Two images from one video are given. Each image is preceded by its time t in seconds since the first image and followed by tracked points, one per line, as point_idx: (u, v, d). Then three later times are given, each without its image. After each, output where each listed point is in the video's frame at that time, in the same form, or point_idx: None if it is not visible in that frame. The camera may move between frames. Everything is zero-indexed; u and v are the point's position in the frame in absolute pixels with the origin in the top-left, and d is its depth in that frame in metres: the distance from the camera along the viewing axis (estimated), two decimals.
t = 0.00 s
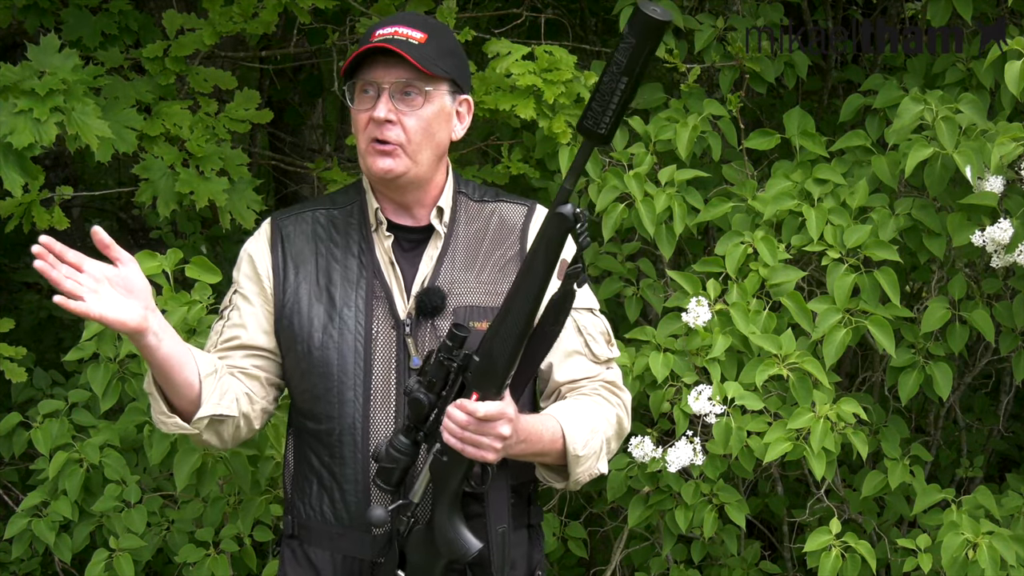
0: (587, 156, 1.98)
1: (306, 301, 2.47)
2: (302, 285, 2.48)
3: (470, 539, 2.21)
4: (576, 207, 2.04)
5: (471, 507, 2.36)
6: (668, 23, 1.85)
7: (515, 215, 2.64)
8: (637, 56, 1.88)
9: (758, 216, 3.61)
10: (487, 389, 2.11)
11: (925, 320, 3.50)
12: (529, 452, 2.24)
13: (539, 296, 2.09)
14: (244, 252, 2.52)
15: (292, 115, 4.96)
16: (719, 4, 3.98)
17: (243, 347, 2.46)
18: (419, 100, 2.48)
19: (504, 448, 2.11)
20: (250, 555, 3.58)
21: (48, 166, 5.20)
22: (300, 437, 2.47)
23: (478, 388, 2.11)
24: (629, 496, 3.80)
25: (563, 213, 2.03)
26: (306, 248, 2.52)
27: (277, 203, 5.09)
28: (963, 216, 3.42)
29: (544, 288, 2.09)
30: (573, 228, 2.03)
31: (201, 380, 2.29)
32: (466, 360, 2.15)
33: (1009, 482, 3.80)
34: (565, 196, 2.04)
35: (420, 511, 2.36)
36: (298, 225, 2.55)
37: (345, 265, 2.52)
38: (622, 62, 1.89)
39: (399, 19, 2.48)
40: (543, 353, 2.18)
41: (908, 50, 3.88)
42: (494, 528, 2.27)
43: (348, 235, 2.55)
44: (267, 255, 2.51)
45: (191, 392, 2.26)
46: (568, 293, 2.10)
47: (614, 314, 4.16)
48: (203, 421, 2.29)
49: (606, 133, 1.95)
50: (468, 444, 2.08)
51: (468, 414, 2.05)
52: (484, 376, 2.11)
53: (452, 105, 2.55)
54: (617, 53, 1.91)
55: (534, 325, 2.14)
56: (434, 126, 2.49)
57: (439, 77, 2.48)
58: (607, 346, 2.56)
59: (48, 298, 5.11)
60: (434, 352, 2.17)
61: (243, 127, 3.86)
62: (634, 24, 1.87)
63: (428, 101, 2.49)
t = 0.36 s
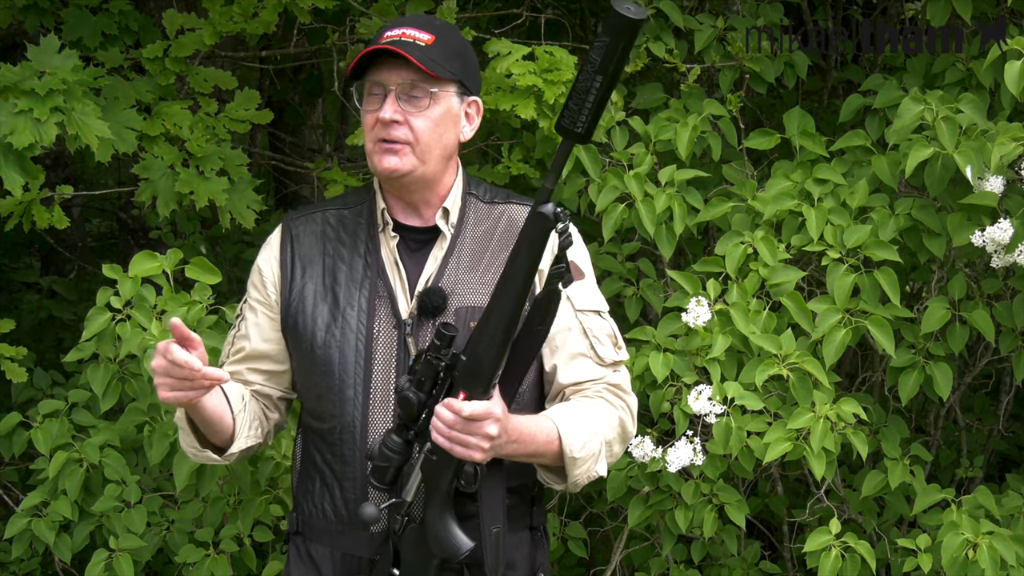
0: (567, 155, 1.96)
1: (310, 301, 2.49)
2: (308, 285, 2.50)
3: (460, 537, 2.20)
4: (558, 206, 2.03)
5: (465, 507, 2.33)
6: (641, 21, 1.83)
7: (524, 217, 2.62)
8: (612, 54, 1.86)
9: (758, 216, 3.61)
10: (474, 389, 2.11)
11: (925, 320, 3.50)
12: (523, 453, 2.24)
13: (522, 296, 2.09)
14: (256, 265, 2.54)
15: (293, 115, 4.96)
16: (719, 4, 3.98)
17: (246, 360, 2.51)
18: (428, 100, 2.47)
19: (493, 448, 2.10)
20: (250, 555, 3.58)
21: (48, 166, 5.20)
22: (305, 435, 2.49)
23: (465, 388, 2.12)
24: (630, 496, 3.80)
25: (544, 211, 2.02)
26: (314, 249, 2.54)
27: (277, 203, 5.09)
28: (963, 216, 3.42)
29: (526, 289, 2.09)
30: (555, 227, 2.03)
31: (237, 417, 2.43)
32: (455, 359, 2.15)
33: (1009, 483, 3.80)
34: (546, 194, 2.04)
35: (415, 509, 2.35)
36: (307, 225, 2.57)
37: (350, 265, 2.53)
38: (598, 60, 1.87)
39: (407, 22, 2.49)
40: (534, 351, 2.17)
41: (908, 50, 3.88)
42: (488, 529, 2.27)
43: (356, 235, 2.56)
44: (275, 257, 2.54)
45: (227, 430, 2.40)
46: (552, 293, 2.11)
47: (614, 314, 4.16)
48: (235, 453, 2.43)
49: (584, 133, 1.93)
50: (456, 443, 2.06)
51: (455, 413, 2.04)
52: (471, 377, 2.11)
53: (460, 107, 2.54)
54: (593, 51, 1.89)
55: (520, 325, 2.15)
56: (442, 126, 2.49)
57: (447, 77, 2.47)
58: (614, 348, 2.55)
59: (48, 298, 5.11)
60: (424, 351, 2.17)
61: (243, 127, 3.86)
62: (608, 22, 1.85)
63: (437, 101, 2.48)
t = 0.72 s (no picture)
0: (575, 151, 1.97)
1: (316, 299, 2.49)
2: (313, 283, 2.51)
3: (465, 535, 2.20)
4: (565, 202, 2.02)
5: (469, 505, 2.36)
6: (650, 15, 1.83)
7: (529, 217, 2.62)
8: (620, 50, 1.87)
9: (758, 216, 3.61)
10: (481, 384, 2.09)
11: (925, 320, 3.50)
12: (529, 451, 2.25)
13: (529, 289, 2.08)
14: (263, 251, 2.57)
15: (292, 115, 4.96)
16: (719, 4, 3.98)
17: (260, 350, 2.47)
18: (441, 96, 2.49)
19: (498, 444, 2.12)
20: (251, 555, 3.59)
21: (48, 166, 5.20)
22: (308, 433, 2.49)
23: (472, 383, 2.10)
24: (630, 496, 3.80)
25: (552, 207, 2.01)
26: (320, 247, 2.55)
27: (277, 203, 5.09)
28: (963, 216, 3.42)
29: (534, 284, 2.08)
30: (563, 222, 2.03)
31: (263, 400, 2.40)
32: (461, 355, 2.14)
33: (1009, 483, 3.79)
34: (554, 190, 2.03)
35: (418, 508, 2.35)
36: (313, 224, 2.58)
37: (356, 263, 2.53)
38: (607, 56, 1.88)
39: (411, 20, 2.50)
40: (539, 348, 2.20)
41: (908, 50, 3.88)
42: (493, 527, 2.22)
43: (362, 234, 2.57)
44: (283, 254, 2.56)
45: (249, 410, 2.36)
46: (557, 290, 2.12)
47: (614, 314, 4.16)
48: (254, 435, 2.39)
49: (593, 127, 1.94)
50: (462, 439, 2.09)
51: (461, 408, 2.06)
52: (477, 370, 2.10)
53: (468, 101, 2.56)
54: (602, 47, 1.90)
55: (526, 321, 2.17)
56: (456, 120, 2.49)
57: (459, 71, 2.49)
58: (618, 350, 2.54)
59: (48, 298, 5.11)
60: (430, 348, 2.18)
61: (243, 127, 3.86)
62: (618, 18, 1.86)
63: (449, 96, 2.49)
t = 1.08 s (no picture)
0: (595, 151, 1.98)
1: (318, 299, 2.49)
2: (315, 283, 2.51)
3: (476, 535, 2.19)
4: (584, 203, 2.03)
5: (479, 505, 2.33)
6: (673, 17, 1.86)
7: (528, 215, 2.63)
8: (644, 50, 1.89)
9: (758, 216, 3.61)
10: (495, 385, 2.10)
11: (925, 320, 3.50)
12: (539, 450, 2.25)
13: (546, 291, 2.08)
14: (262, 250, 2.56)
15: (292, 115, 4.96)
16: (719, 4, 3.98)
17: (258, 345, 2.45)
18: (442, 96, 2.48)
19: (512, 444, 2.12)
20: (250, 555, 3.58)
21: (48, 166, 5.20)
22: (311, 433, 2.48)
23: (486, 383, 2.10)
24: (630, 496, 3.79)
25: (570, 208, 2.02)
26: (321, 247, 2.55)
27: (277, 203, 5.09)
28: (963, 216, 3.42)
29: (551, 285, 2.08)
30: (581, 223, 2.03)
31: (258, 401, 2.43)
32: (475, 356, 2.13)
33: (1009, 483, 3.79)
34: (573, 191, 2.04)
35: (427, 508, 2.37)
36: (313, 223, 2.57)
37: (359, 263, 2.53)
38: (630, 56, 1.90)
39: (411, 20, 2.50)
40: (552, 349, 2.20)
41: (908, 50, 3.88)
42: (504, 526, 2.26)
43: (363, 233, 2.56)
44: (282, 252, 2.55)
45: (246, 413, 2.41)
46: (573, 290, 2.10)
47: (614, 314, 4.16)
48: (248, 438, 2.44)
49: (614, 129, 1.96)
50: (476, 440, 2.09)
51: (476, 409, 2.05)
52: (493, 370, 2.10)
53: (468, 101, 2.56)
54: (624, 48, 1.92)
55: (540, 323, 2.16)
56: (457, 121, 2.49)
57: (460, 72, 2.49)
58: (620, 347, 2.53)
59: (48, 298, 5.10)
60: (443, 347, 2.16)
61: (243, 127, 3.86)
62: (641, 19, 1.88)
63: (450, 97, 2.49)
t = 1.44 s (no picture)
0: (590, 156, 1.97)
1: (322, 299, 2.48)
2: (319, 283, 2.50)
3: (474, 539, 2.20)
4: (580, 207, 2.02)
5: (478, 508, 2.35)
6: (668, 21, 1.83)
7: (533, 216, 2.63)
8: (638, 54, 1.87)
9: (758, 216, 3.61)
10: (492, 389, 2.10)
11: (925, 320, 3.50)
12: (538, 454, 2.24)
13: (543, 294, 2.07)
14: (261, 245, 2.54)
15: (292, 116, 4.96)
16: (719, 4, 3.98)
17: (241, 325, 2.45)
18: (444, 98, 2.48)
19: (509, 448, 2.10)
20: (250, 555, 3.58)
21: (48, 166, 5.20)
22: (312, 434, 2.48)
23: (483, 388, 2.11)
24: (630, 496, 3.79)
25: (567, 212, 2.01)
26: (325, 246, 2.54)
27: (277, 203, 5.09)
28: (963, 216, 3.42)
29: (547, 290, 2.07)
30: (577, 227, 2.02)
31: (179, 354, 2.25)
32: (472, 359, 2.15)
33: (1009, 483, 3.79)
34: (569, 195, 2.03)
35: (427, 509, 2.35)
36: (317, 222, 2.57)
37: (362, 264, 2.52)
38: (623, 61, 1.88)
39: (414, 21, 2.49)
40: (550, 353, 2.19)
41: (908, 50, 3.88)
42: (502, 530, 2.29)
43: (367, 234, 2.56)
44: (284, 249, 2.53)
45: (168, 364, 2.23)
46: (570, 294, 2.11)
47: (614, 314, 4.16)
48: (175, 394, 2.25)
49: (608, 132, 1.94)
50: (472, 444, 2.07)
51: (472, 413, 2.04)
52: (489, 375, 2.10)
53: (471, 102, 2.55)
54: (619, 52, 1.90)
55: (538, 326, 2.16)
56: (459, 122, 2.49)
57: (462, 73, 2.48)
58: (623, 350, 2.54)
59: (48, 298, 5.10)
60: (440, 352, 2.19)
61: (243, 128, 3.86)
62: (634, 22, 1.85)
63: (452, 98, 2.49)
